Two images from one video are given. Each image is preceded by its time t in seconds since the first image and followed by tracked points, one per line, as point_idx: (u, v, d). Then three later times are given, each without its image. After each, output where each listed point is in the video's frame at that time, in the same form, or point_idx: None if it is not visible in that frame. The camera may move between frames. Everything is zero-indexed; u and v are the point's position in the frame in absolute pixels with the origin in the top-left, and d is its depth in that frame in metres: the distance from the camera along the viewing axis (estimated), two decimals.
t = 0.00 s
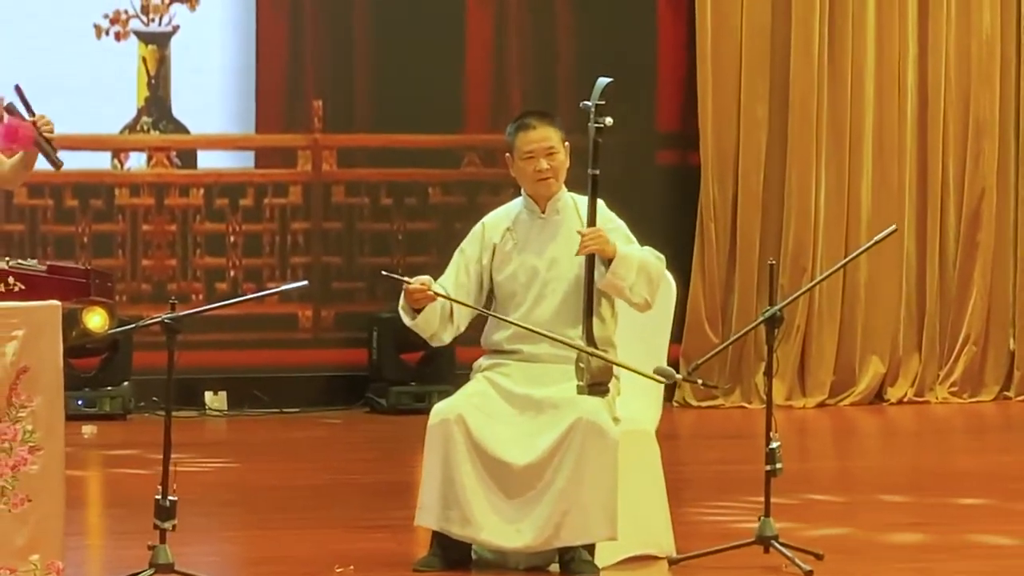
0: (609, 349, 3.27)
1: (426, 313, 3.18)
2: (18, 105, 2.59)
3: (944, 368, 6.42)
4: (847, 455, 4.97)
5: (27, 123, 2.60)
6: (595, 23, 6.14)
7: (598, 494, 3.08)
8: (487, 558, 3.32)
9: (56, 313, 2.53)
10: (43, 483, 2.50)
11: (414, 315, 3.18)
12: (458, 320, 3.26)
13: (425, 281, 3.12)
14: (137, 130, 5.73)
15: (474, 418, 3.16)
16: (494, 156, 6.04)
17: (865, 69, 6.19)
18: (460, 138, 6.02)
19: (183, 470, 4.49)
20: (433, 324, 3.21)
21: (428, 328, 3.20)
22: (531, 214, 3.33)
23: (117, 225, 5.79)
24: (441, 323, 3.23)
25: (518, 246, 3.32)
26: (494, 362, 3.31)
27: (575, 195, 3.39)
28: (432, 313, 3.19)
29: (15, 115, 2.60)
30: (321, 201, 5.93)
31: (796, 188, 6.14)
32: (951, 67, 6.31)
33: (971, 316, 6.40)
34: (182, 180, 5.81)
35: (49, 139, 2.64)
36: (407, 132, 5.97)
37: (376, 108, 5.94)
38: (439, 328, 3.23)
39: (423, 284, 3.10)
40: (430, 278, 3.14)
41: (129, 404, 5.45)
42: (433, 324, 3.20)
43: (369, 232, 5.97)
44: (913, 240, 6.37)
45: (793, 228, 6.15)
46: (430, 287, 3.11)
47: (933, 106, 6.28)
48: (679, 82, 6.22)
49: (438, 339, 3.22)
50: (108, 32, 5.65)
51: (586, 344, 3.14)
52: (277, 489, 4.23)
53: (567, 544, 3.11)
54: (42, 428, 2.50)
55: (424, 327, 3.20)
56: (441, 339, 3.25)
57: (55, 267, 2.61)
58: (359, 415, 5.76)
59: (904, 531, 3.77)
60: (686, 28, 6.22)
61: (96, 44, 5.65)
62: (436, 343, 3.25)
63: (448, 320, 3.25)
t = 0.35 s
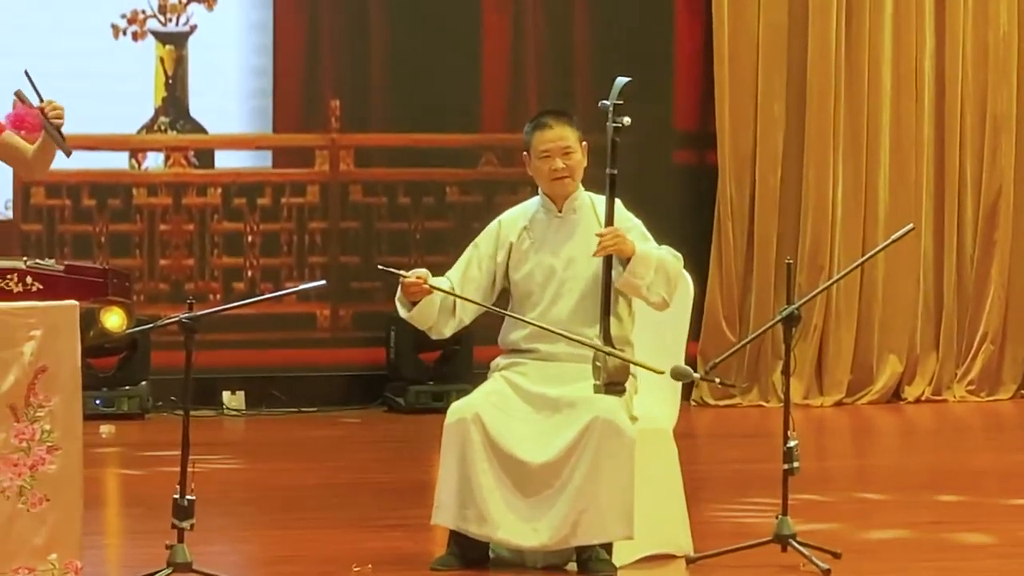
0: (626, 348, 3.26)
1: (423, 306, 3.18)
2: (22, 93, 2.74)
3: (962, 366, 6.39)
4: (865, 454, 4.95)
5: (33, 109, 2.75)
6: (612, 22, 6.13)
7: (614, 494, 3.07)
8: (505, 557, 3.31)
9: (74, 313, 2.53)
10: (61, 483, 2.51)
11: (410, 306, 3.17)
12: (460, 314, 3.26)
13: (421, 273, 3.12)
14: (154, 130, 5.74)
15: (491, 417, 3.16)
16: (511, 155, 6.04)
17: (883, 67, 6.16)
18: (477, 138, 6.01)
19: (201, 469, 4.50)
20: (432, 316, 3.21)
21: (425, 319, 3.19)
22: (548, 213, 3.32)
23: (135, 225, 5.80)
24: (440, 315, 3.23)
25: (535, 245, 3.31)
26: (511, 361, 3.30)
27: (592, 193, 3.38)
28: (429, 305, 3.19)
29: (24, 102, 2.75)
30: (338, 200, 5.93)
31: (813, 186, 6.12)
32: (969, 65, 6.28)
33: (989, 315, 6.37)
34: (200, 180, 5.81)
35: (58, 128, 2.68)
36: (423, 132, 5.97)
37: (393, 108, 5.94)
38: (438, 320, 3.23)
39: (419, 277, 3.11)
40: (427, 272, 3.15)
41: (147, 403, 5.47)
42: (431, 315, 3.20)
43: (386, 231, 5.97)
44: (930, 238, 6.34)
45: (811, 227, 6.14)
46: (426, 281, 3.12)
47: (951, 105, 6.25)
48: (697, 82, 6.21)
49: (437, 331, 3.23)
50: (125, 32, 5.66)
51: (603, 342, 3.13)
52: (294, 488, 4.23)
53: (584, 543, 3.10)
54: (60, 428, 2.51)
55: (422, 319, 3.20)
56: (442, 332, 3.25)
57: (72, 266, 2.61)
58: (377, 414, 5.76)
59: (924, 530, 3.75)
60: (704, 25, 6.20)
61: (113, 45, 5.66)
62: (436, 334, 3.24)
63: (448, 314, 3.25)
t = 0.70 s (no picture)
0: (648, 347, 3.24)
1: (436, 298, 3.18)
2: (57, 98, 2.74)
3: (986, 365, 6.34)
4: (890, 453, 4.92)
5: (68, 113, 2.74)
6: (635, 20, 6.11)
7: (638, 493, 3.06)
8: (529, 556, 3.30)
9: (98, 313, 2.52)
10: (85, 482, 2.51)
11: (423, 299, 3.18)
12: (476, 309, 3.24)
13: (434, 267, 3.12)
14: (177, 129, 5.74)
15: (514, 417, 3.15)
16: (534, 155, 6.03)
17: (907, 65, 6.12)
18: (500, 137, 6.00)
19: (225, 469, 4.50)
20: (446, 308, 3.21)
21: (439, 313, 3.20)
22: (571, 212, 3.30)
23: (158, 224, 5.80)
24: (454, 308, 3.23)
25: (559, 244, 3.30)
26: (534, 360, 3.29)
27: (616, 194, 3.36)
28: (443, 298, 3.19)
29: (58, 108, 2.76)
30: (361, 200, 5.93)
31: (836, 185, 6.09)
32: (994, 62, 6.24)
33: (1014, 314, 6.32)
34: (223, 179, 5.82)
35: (92, 131, 2.72)
36: (445, 131, 5.97)
37: (416, 108, 5.94)
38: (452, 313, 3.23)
39: (431, 269, 3.11)
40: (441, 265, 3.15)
41: (170, 403, 5.48)
42: (444, 309, 3.20)
43: (409, 230, 5.96)
44: (954, 236, 6.30)
45: (834, 225, 6.11)
46: (437, 272, 3.12)
47: (975, 102, 6.21)
48: (719, 80, 6.19)
49: (452, 325, 3.23)
50: (148, 32, 5.66)
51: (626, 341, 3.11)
52: (317, 488, 4.22)
53: (607, 542, 3.09)
54: (83, 427, 2.51)
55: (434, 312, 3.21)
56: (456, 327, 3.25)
57: (96, 266, 2.57)
58: (400, 413, 5.75)
59: (950, 529, 3.72)
60: (726, 24, 6.18)
61: (136, 44, 5.65)
62: (450, 329, 3.25)
63: (464, 309, 3.25)
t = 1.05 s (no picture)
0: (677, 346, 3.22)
1: (459, 292, 3.16)
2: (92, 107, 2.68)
3: (1014, 364, 6.29)
4: (919, 452, 4.88)
5: (104, 121, 2.68)
6: (662, 17, 6.08)
7: (665, 492, 3.04)
8: (557, 556, 3.29)
9: (125, 311, 2.51)
10: (113, 481, 2.51)
11: (445, 292, 3.16)
12: (501, 304, 3.23)
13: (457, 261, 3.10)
14: (205, 128, 5.73)
15: (541, 415, 3.13)
16: (561, 153, 6.02)
17: (934, 63, 6.08)
18: (527, 136, 5.99)
19: (252, 468, 4.50)
20: (469, 302, 3.19)
21: (462, 306, 3.18)
22: (599, 210, 3.29)
23: (186, 224, 5.81)
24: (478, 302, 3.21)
25: (587, 242, 3.28)
26: (561, 359, 3.27)
27: (645, 192, 3.34)
28: (466, 291, 3.17)
29: (93, 116, 2.70)
30: (388, 199, 5.92)
31: (865, 183, 6.04)
32: None
33: None
34: (250, 178, 5.82)
35: (126, 140, 2.66)
36: (472, 130, 5.96)
37: (443, 107, 5.93)
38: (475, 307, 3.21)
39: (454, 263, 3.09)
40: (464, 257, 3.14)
41: (198, 402, 5.49)
42: (468, 302, 3.18)
43: (436, 229, 5.96)
44: (982, 235, 6.26)
45: (862, 222, 6.06)
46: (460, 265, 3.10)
47: (1004, 100, 6.16)
48: (746, 78, 6.16)
49: (475, 319, 3.22)
50: (176, 31, 5.67)
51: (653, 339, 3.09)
52: (344, 487, 4.22)
53: (634, 541, 3.07)
54: (111, 427, 2.50)
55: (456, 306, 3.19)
56: (478, 321, 3.24)
57: (124, 265, 2.55)
58: (428, 412, 5.75)
59: (980, 528, 3.68)
60: (754, 22, 6.16)
61: (164, 44, 5.66)
62: (473, 323, 3.23)
63: (488, 304, 3.23)
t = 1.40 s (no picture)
0: (707, 348, 3.20)
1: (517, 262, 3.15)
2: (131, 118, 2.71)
3: None
4: (954, 452, 4.84)
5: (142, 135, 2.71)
6: (695, 16, 6.06)
7: (698, 491, 3.02)
8: (590, 556, 3.27)
9: (158, 311, 2.51)
10: (146, 481, 2.51)
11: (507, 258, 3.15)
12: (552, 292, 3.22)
13: (519, 229, 3.09)
14: (238, 129, 5.73)
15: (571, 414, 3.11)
16: (594, 154, 6.01)
17: (968, 61, 6.04)
18: (559, 137, 5.99)
19: (285, 468, 4.50)
20: (525, 277, 3.18)
21: (519, 278, 3.17)
22: (632, 210, 3.27)
23: (219, 224, 5.81)
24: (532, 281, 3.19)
25: (619, 241, 3.25)
26: (593, 358, 3.26)
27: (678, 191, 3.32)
28: (525, 265, 3.16)
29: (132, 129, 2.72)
30: (421, 200, 5.92)
31: (898, 183, 5.99)
32: None
33: None
34: (283, 179, 5.82)
35: (164, 154, 2.69)
36: (505, 130, 5.95)
37: (476, 107, 5.92)
38: (527, 284, 3.19)
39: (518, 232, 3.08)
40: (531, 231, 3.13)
41: (231, 402, 5.50)
42: (523, 278, 3.17)
43: (470, 229, 5.96)
44: (1017, 234, 6.20)
45: (895, 222, 6.01)
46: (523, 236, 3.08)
47: None
48: (778, 78, 6.12)
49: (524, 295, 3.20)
50: (209, 32, 5.66)
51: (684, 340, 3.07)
52: (377, 487, 4.21)
53: (666, 540, 3.04)
54: (144, 427, 2.50)
55: (512, 276, 3.17)
56: (528, 300, 3.22)
57: (157, 266, 2.49)
58: (461, 412, 5.74)
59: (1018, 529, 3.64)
60: (786, 21, 6.12)
61: (198, 45, 5.66)
62: (522, 299, 3.22)
63: (541, 288, 3.22)
